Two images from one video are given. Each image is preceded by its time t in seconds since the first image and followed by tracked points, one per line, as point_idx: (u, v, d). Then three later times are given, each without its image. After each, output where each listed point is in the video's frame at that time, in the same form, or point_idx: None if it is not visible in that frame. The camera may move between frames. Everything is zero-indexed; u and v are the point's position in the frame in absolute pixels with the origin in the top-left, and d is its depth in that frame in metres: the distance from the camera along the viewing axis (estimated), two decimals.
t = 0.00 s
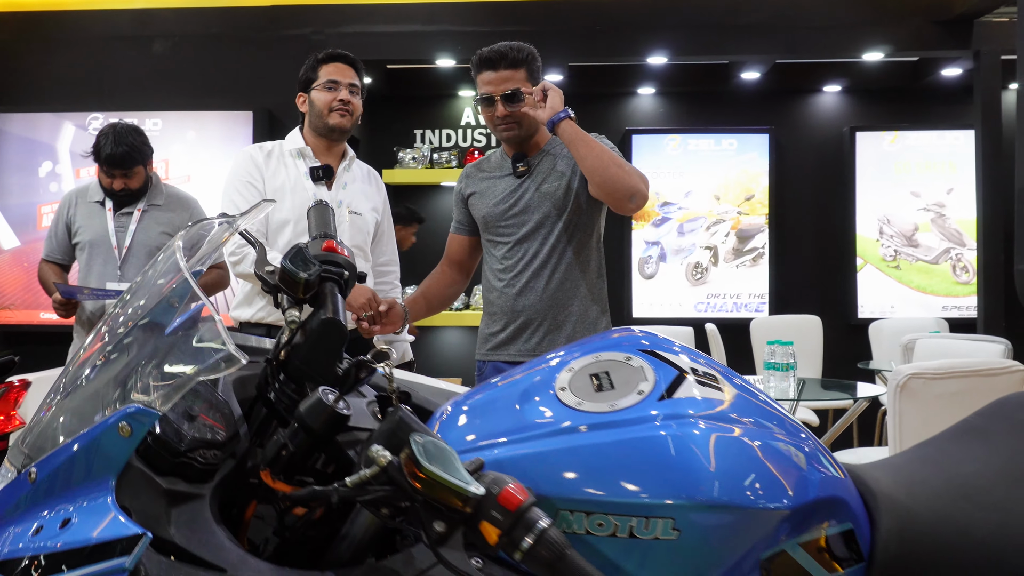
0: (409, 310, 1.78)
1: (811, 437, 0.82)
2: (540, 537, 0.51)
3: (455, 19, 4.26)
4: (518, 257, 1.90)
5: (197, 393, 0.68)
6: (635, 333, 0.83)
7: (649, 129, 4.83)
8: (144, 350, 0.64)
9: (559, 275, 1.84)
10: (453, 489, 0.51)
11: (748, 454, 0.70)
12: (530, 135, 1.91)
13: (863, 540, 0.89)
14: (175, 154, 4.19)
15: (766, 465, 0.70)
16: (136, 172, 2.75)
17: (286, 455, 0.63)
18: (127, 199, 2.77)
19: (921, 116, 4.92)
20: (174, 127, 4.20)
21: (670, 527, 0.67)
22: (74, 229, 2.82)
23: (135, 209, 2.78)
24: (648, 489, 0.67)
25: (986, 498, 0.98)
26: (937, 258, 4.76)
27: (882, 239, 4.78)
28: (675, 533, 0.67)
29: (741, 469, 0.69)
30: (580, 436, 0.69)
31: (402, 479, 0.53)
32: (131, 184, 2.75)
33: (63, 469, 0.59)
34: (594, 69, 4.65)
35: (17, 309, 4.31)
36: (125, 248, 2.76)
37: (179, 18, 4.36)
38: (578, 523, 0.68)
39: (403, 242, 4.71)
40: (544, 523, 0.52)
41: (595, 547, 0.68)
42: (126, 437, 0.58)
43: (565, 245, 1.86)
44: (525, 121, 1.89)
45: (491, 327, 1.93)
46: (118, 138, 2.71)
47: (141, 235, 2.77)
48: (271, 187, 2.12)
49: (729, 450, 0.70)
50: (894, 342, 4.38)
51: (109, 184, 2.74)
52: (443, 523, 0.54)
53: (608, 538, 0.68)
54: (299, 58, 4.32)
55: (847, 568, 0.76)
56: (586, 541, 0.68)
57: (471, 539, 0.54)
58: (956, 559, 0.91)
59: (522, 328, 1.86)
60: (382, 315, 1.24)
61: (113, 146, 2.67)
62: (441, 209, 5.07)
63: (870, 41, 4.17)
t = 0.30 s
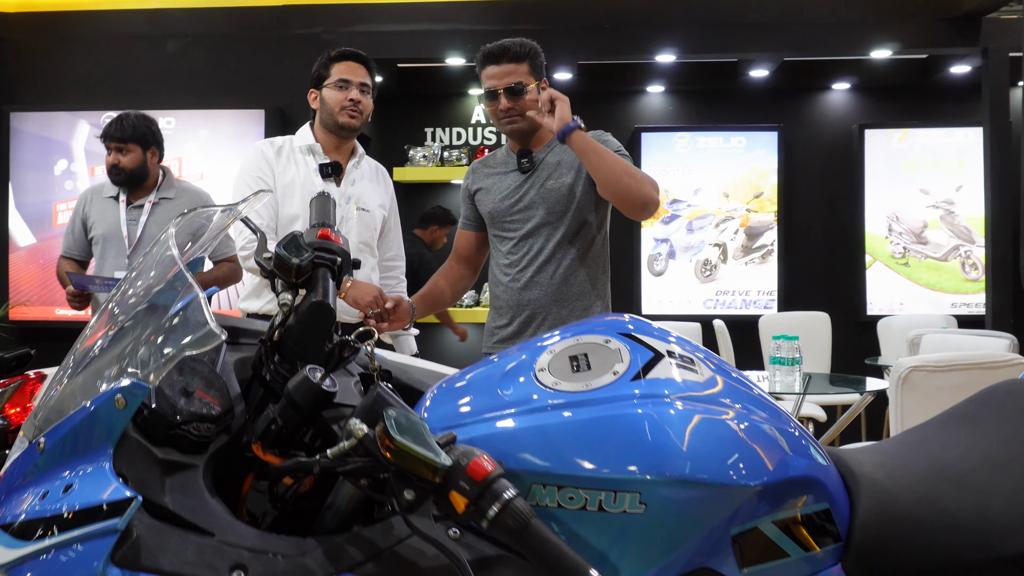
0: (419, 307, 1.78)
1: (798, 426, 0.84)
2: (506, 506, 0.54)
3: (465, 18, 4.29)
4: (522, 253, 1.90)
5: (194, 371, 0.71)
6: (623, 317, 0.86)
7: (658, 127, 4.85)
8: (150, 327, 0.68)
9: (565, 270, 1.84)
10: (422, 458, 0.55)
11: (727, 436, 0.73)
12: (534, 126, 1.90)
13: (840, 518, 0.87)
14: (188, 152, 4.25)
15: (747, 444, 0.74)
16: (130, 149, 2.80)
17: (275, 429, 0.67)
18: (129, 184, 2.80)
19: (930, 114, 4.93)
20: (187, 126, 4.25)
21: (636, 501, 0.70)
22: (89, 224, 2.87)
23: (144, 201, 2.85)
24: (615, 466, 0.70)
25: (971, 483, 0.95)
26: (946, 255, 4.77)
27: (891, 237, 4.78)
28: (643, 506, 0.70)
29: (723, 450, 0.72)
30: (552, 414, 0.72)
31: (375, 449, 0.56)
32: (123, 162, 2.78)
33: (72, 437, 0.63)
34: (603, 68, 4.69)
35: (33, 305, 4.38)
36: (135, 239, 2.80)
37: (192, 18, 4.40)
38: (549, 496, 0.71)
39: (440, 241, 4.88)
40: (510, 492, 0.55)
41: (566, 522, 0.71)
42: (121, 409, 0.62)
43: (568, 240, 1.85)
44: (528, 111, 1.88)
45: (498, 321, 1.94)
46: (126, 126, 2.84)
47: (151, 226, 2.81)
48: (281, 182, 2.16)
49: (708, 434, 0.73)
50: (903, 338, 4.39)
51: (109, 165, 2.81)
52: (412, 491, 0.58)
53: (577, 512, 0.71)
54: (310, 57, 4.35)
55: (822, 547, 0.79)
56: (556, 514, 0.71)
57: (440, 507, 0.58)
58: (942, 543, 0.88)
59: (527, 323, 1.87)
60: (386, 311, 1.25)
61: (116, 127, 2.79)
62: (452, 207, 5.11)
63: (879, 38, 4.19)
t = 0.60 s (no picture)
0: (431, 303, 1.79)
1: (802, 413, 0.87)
2: (494, 469, 0.57)
3: (476, 16, 4.32)
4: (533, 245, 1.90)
5: (210, 343, 0.74)
6: (627, 295, 0.88)
7: (669, 123, 4.87)
8: (169, 303, 0.72)
9: (577, 264, 1.84)
10: (415, 425, 0.58)
11: (724, 410, 0.76)
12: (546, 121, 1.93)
13: (834, 494, 0.85)
14: (203, 149, 4.30)
15: (750, 422, 0.77)
16: (144, 133, 2.85)
17: (284, 398, 0.71)
18: (143, 170, 2.86)
19: (940, 110, 4.93)
20: (202, 123, 4.30)
21: (624, 469, 0.73)
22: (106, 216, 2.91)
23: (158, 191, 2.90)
24: (603, 435, 0.73)
25: (966, 462, 0.95)
26: (957, 251, 4.79)
27: (902, 232, 4.79)
28: (630, 474, 0.73)
29: (723, 424, 0.75)
30: (545, 387, 0.76)
31: (372, 415, 0.59)
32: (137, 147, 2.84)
33: (95, 403, 0.68)
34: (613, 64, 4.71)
35: (50, 300, 4.44)
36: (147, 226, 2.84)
37: (206, 16, 4.46)
38: (541, 464, 0.74)
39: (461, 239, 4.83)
40: (498, 457, 0.58)
41: (558, 490, 0.74)
42: (137, 375, 0.67)
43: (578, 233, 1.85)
44: (539, 107, 1.92)
45: (509, 313, 1.94)
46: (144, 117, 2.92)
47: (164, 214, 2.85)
48: (291, 174, 2.20)
49: (706, 411, 0.75)
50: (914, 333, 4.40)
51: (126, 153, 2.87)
52: (405, 454, 0.61)
53: (569, 480, 0.74)
54: (324, 55, 4.39)
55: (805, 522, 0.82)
56: (550, 483, 0.74)
57: (434, 469, 0.61)
58: (938, 517, 0.86)
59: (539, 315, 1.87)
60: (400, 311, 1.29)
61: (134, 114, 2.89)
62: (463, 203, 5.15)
63: (890, 34, 4.20)
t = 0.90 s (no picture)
0: (440, 295, 1.83)
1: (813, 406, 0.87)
2: (490, 432, 0.62)
3: (486, 14, 4.37)
4: (543, 239, 1.92)
5: (235, 318, 0.80)
6: (633, 275, 0.92)
7: (678, 121, 4.91)
8: (199, 279, 0.77)
9: (586, 259, 1.88)
10: (418, 390, 0.62)
11: (734, 386, 0.77)
12: (551, 116, 1.97)
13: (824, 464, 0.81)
14: (218, 146, 4.36)
15: (753, 395, 0.78)
16: (166, 127, 2.94)
17: (303, 368, 0.76)
18: (163, 164, 2.94)
19: (947, 107, 4.97)
20: (216, 121, 4.37)
21: (616, 436, 0.75)
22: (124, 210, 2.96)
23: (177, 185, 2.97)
24: (597, 403, 0.75)
25: (961, 437, 0.92)
26: (964, 247, 4.82)
27: (909, 229, 4.83)
28: (622, 441, 0.75)
29: (728, 399, 0.76)
30: (546, 359, 0.78)
31: (379, 380, 0.64)
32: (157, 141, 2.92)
33: (125, 370, 0.72)
34: (622, 61, 4.76)
35: (67, 295, 4.51)
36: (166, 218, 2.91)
37: (222, 16, 4.53)
38: (538, 432, 0.76)
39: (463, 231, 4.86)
40: (494, 423, 0.62)
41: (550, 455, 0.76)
42: (165, 344, 0.72)
43: (588, 229, 1.89)
44: (544, 99, 1.96)
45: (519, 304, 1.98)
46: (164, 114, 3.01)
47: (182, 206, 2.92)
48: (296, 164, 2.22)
49: (710, 387, 0.76)
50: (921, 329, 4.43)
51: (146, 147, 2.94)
52: (409, 417, 0.65)
53: (565, 448, 0.76)
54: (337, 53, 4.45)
55: (795, 492, 0.79)
56: (546, 449, 0.76)
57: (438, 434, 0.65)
58: (930, 485, 0.83)
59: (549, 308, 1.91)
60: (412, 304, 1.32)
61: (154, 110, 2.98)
62: (474, 200, 5.21)
63: (896, 32, 4.23)
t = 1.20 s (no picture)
0: (444, 289, 1.89)
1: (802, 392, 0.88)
2: (483, 409, 0.66)
3: (492, 15, 4.42)
4: (551, 233, 1.96)
5: (253, 304, 0.85)
6: (630, 268, 0.93)
7: (682, 120, 4.95)
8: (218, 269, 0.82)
9: (595, 255, 1.92)
10: (413, 369, 0.67)
11: (728, 368, 0.80)
12: (543, 112, 2.01)
13: (807, 445, 0.83)
14: (228, 146, 4.43)
15: (749, 380, 0.80)
16: (184, 127, 3.00)
17: (314, 350, 0.82)
18: (180, 162, 2.99)
19: (950, 106, 5.01)
20: (226, 120, 4.43)
21: (604, 414, 0.77)
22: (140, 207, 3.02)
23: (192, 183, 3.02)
24: (581, 386, 0.77)
25: (944, 422, 0.91)
26: (966, 246, 4.86)
27: (911, 228, 4.87)
28: (609, 419, 0.77)
29: (720, 379, 0.79)
30: (540, 342, 0.81)
31: (380, 361, 0.69)
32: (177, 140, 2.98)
33: (152, 349, 0.78)
34: (626, 62, 4.82)
35: (79, 292, 4.58)
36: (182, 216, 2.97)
37: (232, 17, 4.59)
38: (531, 411, 0.78)
39: (445, 227, 4.91)
40: (485, 401, 0.66)
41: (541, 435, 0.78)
42: (186, 327, 0.78)
43: (597, 226, 1.93)
44: (536, 96, 2.01)
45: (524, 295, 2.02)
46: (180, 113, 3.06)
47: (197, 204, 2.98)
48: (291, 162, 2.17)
49: (705, 371, 0.79)
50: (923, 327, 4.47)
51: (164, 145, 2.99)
52: (406, 394, 0.70)
53: (555, 426, 0.78)
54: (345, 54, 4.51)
55: (777, 472, 0.81)
56: (538, 428, 0.78)
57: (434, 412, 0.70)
58: (904, 469, 0.85)
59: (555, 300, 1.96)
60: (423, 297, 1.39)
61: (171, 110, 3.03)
62: (480, 199, 5.27)
63: (898, 32, 4.27)
